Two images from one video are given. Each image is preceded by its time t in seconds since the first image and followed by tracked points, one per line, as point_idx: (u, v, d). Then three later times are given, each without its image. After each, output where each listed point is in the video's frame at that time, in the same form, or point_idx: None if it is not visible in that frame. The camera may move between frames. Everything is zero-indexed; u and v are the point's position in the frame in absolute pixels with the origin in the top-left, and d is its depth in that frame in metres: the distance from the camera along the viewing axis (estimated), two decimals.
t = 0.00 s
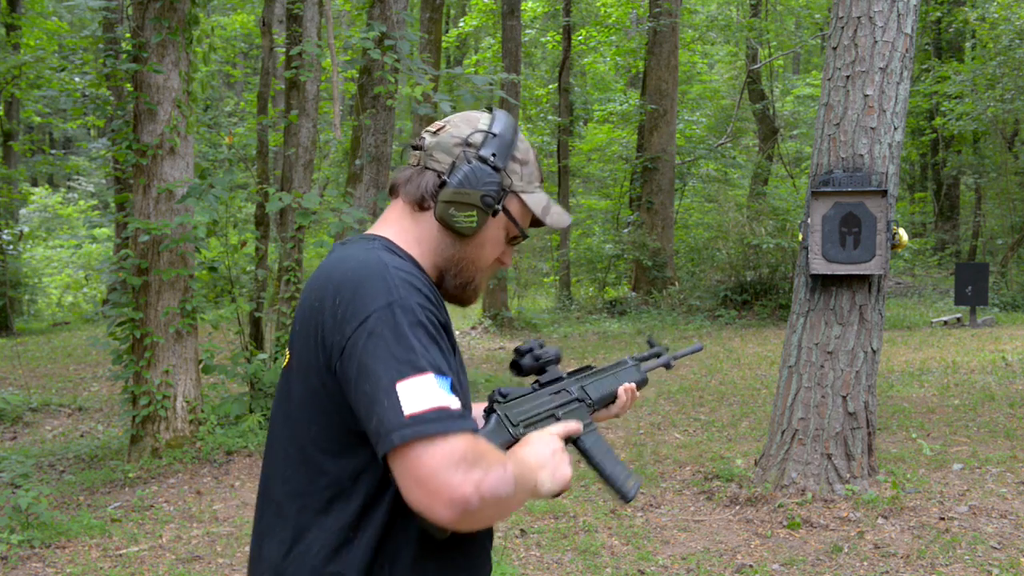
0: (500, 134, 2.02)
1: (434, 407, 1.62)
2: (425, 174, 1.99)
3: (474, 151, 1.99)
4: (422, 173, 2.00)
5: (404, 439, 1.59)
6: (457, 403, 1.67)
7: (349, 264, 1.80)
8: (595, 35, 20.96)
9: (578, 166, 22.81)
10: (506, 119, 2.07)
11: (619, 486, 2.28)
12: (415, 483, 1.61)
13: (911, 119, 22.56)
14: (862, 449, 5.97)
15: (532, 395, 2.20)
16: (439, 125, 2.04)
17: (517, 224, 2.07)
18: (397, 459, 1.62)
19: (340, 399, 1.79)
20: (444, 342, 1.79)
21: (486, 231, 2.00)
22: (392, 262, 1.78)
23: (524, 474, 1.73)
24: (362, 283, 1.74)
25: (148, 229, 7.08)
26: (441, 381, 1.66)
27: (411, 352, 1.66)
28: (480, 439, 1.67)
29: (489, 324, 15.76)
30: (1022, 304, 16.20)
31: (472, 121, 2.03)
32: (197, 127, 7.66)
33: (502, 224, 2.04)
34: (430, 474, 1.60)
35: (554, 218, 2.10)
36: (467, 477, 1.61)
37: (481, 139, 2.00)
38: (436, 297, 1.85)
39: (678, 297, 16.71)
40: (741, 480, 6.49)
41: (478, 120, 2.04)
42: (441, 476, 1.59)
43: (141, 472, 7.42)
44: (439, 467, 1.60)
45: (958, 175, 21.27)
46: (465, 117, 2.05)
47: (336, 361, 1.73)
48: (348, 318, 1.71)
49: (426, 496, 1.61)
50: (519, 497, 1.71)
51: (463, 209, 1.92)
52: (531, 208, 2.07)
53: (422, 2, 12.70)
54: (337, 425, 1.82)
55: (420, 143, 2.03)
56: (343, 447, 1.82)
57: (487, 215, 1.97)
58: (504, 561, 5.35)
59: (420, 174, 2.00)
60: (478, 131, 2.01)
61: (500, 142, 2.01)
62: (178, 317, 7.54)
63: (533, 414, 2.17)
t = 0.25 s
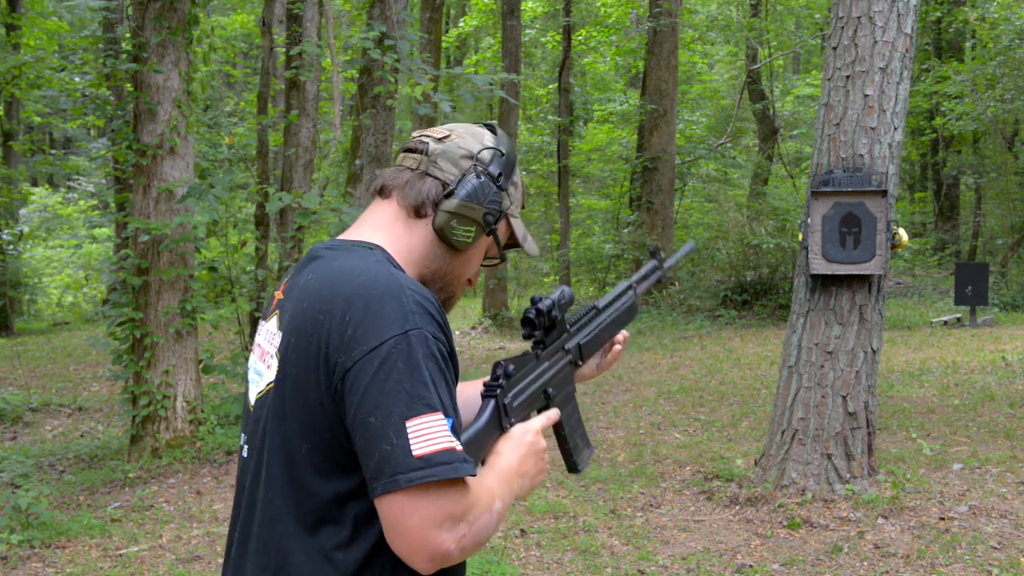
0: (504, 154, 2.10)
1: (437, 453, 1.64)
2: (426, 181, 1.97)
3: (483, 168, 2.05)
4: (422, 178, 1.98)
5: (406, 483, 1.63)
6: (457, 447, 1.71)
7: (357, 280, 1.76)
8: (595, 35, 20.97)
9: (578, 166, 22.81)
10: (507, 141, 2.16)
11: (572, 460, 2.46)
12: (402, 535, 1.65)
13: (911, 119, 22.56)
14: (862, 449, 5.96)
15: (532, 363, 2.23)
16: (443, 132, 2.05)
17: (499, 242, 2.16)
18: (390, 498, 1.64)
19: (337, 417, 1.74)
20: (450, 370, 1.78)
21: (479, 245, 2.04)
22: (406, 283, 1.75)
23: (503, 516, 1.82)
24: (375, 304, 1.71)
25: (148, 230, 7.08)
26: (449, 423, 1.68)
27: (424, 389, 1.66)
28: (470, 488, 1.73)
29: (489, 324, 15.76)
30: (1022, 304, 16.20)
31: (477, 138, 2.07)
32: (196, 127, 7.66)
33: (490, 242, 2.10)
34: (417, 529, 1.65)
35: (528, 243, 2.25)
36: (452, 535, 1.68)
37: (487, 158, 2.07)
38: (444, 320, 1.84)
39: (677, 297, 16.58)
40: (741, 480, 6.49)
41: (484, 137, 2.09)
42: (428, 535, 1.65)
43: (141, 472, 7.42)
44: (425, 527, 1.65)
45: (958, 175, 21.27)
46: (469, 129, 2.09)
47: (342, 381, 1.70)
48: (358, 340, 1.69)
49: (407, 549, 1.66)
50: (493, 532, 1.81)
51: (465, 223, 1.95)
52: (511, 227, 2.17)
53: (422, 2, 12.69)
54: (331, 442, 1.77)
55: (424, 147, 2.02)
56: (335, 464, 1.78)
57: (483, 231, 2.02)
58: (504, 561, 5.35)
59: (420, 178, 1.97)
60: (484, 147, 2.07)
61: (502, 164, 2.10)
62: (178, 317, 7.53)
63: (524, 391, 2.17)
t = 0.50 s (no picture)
0: (475, 142, 2.03)
1: (427, 460, 1.64)
2: (408, 191, 1.94)
3: (459, 164, 2.00)
4: (403, 188, 1.94)
5: (394, 489, 1.63)
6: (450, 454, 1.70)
7: (350, 288, 1.75)
8: (595, 35, 20.97)
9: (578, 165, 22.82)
10: (472, 122, 2.07)
11: (547, 472, 2.53)
12: (394, 537, 1.66)
13: (911, 119, 22.56)
14: (862, 449, 5.96)
15: (525, 374, 2.25)
16: (412, 135, 1.96)
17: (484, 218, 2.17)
18: (380, 502, 1.65)
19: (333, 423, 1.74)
20: (442, 375, 1.78)
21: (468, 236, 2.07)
22: (397, 291, 1.74)
23: (493, 521, 1.83)
24: (367, 312, 1.70)
25: (148, 230, 7.08)
26: (440, 430, 1.68)
27: (414, 396, 1.65)
28: (461, 491, 1.73)
29: (489, 324, 15.77)
30: (1022, 304, 16.20)
31: (447, 132, 2.00)
32: (196, 127, 7.66)
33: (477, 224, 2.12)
34: (407, 531, 1.65)
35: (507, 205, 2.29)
36: (441, 538, 1.69)
37: (462, 151, 2.01)
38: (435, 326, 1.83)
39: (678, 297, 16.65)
40: (741, 480, 6.48)
41: (450, 130, 2.01)
42: (418, 539, 1.66)
43: (141, 472, 7.42)
44: (416, 529, 1.65)
45: (958, 175, 21.27)
46: (433, 123, 2.00)
47: (334, 388, 1.70)
48: (351, 347, 1.68)
49: (396, 551, 1.67)
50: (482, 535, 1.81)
51: (457, 222, 1.97)
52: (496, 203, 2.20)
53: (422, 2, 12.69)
54: (328, 448, 1.76)
55: (396, 155, 1.94)
56: (332, 468, 1.77)
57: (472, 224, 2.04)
58: (504, 561, 5.35)
59: (401, 189, 1.94)
60: (455, 142, 2.00)
61: (478, 153, 2.04)
62: (178, 317, 7.54)
63: (517, 401, 2.19)
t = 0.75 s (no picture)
0: (473, 135, 2.03)
1: (442, 438, 1.65)
2: (419, 198, 1.96)
3: (462, 160, 2.01)
4: (414, 195, 1.96)
5: (409, 467, 1.64)
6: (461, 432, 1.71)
7: (363, 274, 1.77)
8: (595, 35, 20.97)
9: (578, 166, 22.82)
10: (464, 112, 2.05)
11: (539, 441, 2.46)
12: (411, 513, 1.67)
13: (911, 119, 22.56)
14: (862, 449, 5.96)
15: (518, 350, 2.21)
16: (412, 143, 1.95)
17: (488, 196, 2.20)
18: (395, 480, 1.66)
19: (345, 404, 1.75)
20: (452, 361, 1.79)
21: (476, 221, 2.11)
22: (410, 278, 1.76)
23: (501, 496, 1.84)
24: (380, 296, 1.72)
25: (148, 230, 7.08)
26: (450, 410, 1.69)
27: (426, 378, 1.66)
28: (472, 467, 1.75)
29: (489, 324, 15.76)
30: (1022, 304, 16.19)
31: (444, 131, 1.99)
32: (196, 127, 7.66)
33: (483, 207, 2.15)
34: (424, 505, 1.66)
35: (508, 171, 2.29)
36: (455, 513, 1.70)
37: (461, 146, 2.01)
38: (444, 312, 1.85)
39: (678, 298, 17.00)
40: (741, 480, 6.48)
41: (447, 127, 2.00)
42: (434, 515, 1.67)
43: (141, 472, 7.42)
44: (433, 503, 1.66)
45: (958, 175, 21.27)
46: (429, 123, 1.98)
47: (347, 372, 1.71)
48: (364, 330, 1.69)
49: (412, 526, 1.68)
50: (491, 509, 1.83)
51: (470, 217, 2.02)
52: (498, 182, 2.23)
53: (422, 2, 12.68)
54: (340, 429, 1.77)
55: (401, 165, 1.95)
56: (342, 450, 1.78)
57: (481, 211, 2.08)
58: (504, 561, 5.35)
59: (412, 196, 1.96)
60: (454, 141, 2.00)
61: (477, 146, 2.04)
62: (178, 317, 7.54)
63: (512, 378, 2.16)
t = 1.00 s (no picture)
0: (463, 140, 2.03)
1: (445, 444, 1.66)
2: (410, 203, 1.97)
3: (452, 166, 2.01)
4: (405, 201, 1.97)
5: (412, 472, 1.64)
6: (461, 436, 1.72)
7: (362, 280, 1.77)
8: (595, 35, 20.98)
9: (578, 166, 22.84)
10: (456, 118, 2.05)
11: (531, 441, 2.44)
12: (416, 519, 1.68)
13: (911, 119, 22.56)
14: (862, 448, 5.96)
15: (506, 350, 2.21)
16: (402, 149, 1.95)
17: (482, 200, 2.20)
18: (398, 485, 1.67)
19: (345, 410, 1.75)
20: (450, 366, 1.80)
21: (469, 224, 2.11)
22: (408, 284, 1.77)
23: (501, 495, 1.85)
24: (381, 302, 1.72)
25: (148, 229, 7.08)
26: (451, 415, 1.69)
27: (428, 382, 1.67)
28: (473, 472, 1.75)
29: (488, 324, 15.77)
30: (1022, 304, 16.19)
31: (434, 136, 1.99)
32: (197, 127, 7.66)
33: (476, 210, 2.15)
34: (428, 511, 1.67)
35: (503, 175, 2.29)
36: (459, 517, 1.71)
37: (451, 151, 2.01)
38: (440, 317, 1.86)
39: (678, 298, 16.81)
40: (741, 480, 6.49)
41: (438, 132, 2.00)
42: (438, 520, 1.68)
43: (141, 472, 7.42)
44: (436, 509, 1.67)
45: (958, 175, 21.28)
46: (419, 128, 1.99)
47: (347, 377, 1.71)
48: (365, 336, 1.69)
49: (417, 531, 1.69)
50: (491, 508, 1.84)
51: (462, 223, 2.03)
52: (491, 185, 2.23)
53: (422, 2, 12.69)
54: (339, 435, 1.77)
55: (392, 171, 1.95)
56: (341, 454, 1.78)
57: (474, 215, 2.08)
58: (504, 561, 5.35)
59: (403, 202, 1.97)
60: (444, 146, 2.00)
61: (469, 151, 2.04)
62: (178, 317, 7.54)
63: (503, 379, 2.16)
